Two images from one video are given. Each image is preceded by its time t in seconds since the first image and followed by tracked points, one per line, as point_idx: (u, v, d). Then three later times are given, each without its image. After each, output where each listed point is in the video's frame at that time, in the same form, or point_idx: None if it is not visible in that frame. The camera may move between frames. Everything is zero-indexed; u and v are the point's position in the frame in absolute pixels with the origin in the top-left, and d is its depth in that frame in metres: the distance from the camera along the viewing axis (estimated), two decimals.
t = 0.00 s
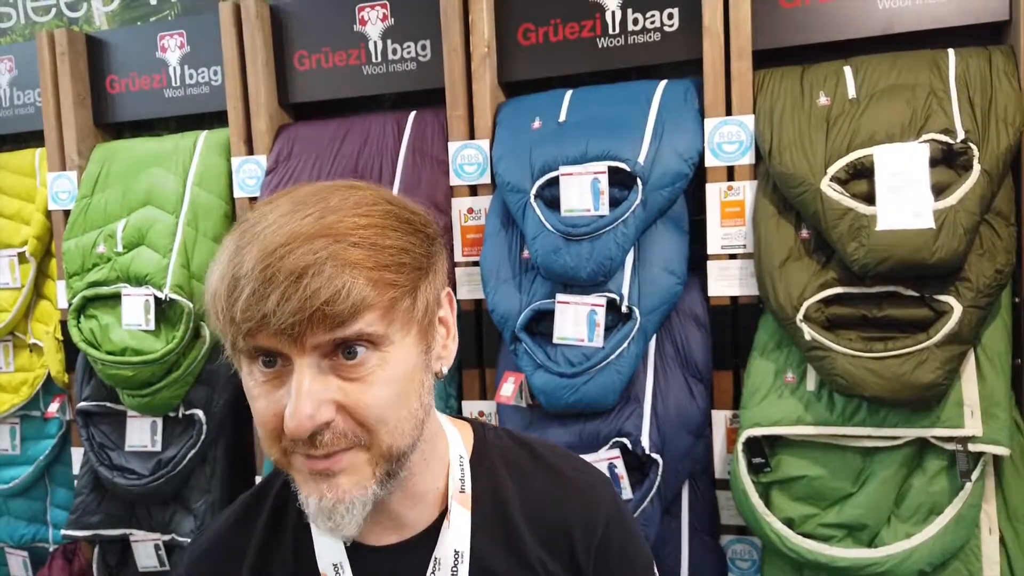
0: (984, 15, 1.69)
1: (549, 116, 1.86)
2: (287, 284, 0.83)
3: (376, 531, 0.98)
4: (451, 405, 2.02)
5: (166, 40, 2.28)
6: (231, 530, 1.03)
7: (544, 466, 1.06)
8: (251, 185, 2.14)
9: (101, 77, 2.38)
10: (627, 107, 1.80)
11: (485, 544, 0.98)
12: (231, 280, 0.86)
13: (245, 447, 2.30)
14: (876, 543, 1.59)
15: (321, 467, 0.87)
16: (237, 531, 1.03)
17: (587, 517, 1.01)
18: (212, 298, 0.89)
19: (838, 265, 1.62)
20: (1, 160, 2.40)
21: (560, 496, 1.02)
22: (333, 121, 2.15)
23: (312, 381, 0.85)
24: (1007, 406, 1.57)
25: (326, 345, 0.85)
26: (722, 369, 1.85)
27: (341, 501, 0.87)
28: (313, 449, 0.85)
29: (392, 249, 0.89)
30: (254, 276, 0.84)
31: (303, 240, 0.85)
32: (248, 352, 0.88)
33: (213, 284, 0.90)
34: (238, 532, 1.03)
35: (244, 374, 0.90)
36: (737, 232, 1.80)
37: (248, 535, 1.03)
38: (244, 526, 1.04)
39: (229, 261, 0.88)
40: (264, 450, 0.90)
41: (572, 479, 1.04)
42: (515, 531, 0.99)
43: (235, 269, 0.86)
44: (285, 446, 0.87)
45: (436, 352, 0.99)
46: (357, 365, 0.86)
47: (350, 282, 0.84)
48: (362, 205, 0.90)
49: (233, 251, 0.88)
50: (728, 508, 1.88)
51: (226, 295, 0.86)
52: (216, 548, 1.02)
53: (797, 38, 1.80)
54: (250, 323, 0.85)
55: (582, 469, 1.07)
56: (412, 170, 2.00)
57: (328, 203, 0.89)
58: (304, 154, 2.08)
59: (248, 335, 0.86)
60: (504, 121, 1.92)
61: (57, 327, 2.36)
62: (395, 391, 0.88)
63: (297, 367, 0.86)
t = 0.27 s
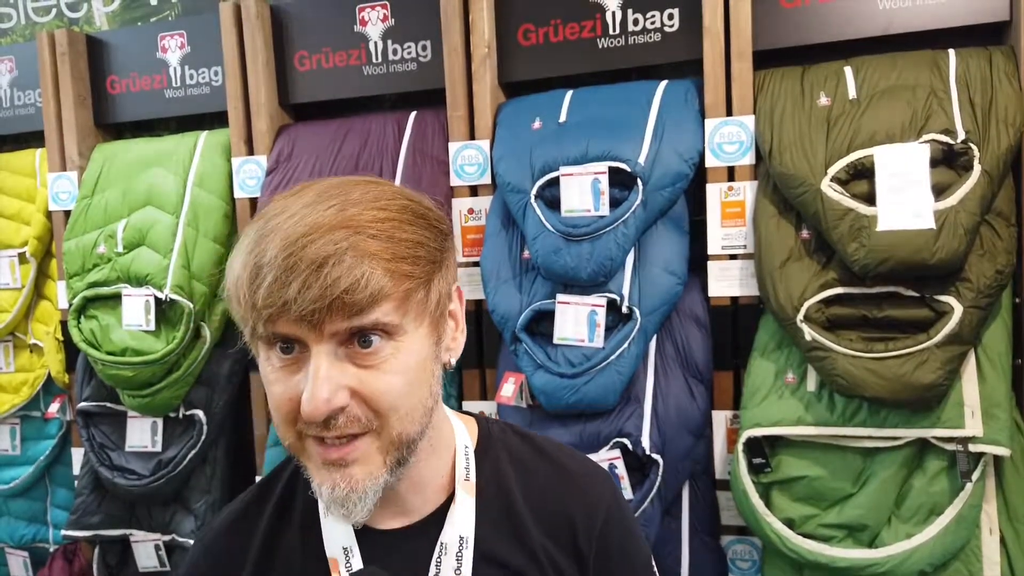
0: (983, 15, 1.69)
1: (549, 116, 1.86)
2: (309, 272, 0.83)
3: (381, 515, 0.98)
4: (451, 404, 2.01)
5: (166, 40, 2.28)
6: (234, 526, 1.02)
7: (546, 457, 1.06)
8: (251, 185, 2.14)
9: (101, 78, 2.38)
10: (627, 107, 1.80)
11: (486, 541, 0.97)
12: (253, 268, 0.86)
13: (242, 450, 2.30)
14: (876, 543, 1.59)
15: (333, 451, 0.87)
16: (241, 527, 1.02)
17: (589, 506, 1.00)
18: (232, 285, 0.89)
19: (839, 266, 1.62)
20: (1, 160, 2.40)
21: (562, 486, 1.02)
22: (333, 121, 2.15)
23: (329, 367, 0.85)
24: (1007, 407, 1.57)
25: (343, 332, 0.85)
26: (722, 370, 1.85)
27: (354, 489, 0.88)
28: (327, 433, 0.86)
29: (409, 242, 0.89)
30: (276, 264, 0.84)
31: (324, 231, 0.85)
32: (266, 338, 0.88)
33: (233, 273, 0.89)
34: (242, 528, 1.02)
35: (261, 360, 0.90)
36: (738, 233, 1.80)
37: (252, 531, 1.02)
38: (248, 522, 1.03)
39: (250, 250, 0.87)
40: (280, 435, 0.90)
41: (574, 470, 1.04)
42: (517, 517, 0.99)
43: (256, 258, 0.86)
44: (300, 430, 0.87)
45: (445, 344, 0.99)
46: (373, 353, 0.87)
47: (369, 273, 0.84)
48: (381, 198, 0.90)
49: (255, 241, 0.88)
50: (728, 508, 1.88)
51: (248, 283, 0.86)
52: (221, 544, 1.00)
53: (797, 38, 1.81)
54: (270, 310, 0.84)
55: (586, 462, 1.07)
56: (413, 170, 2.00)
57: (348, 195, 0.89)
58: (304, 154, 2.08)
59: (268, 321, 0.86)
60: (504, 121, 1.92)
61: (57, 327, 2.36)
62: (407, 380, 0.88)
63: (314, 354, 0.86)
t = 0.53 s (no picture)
0: (981, 17, 1.70)
1: (548, 118, 1.86)
2: (314, 266, 0.84)
3: (375, 508, 0.97)
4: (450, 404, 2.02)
5: (166, 42, 2.28)
6: (234, 523, 1.02)
7: (542, 454, 1.06)
8: (250, 187, 2.14)
9: (100, 79, 2.38)
10: (626, 109, 1.80)
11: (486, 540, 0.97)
12: (259, 260, 0.86)
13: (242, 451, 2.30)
14: (874, 545, 1.59)
15: (328, 443, 0.87)
16: (240, 524, 1.02)
17: (582, 501, 1.01)
18: (239, 276, 0.89)
19: (837, 268, 1.62)
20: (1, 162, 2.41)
21: (556, 481, 1.02)
22: (332, 123, 2.15)
23: (328, 361, 0.85)
24: (1005, 409, 1.57)
25: (344, 327, 0.86)
26: (722, 372, 1.85)
27: (346, 481, 0.87)
28: (321, 426, 0.86)
29: (413, 241, 0.89)
30: (283, 257, 0.85)
31: (331, 226, 0.86)
32: (268, 330, 0.88)
33: (240, 264, 0.90)
34: (242, 525, 1.01)
35: (263, 352, 0.90)
36: (736, 234, 1.80)
37: (252, 527, 1.01)
38: (248, 518, 1.02)
39: (258, 242, 0.88)
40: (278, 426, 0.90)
41: (568, 466, 1.04)
42: (512, 514, 0.99)
43: (263, 251, 0.86)
44: (296, 421, 0.87)
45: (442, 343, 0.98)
46: (372, 348, 0.87)
47: (372, 269, 0.85)
48: (388, 197, 0.91)
49: (263, 234, 0.88)
50: (727, 509, 1.88)
51: (254, 274, 0.86)
52: (222, 542, 1.00)
53: (795, 40, 1.81)
54: (274, 302, 0.85)
55: (580, 460, 1.07)
56: (412, 171, 2.00)
57: (356, 193, 0.89)
58: (303, 156, 2.08)
59: (271, 313, 0.86)
60: (503, 123, 1.92)
61: (57, 328, 2.36)
62: (404, 377, 0.88)
63: (315, 347, 0.86)
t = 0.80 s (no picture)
0: (980, 18, 1.70)
1: (547, 119, 1.86)
2: (328, 273, 0.82)
3: (375, 505, 0.98)
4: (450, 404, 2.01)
5: (165, 44, 2.28)
6: (235, 522, 1.02)
7: (540, 453, 1.06)
8: (249, 189, 2.14)
9: (99, 81, 2.38)
10: (625, 110, 1.80)
11: (484, 542, 0.97)
12: (273, 261, 0.85)
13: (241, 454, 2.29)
14: (874, 546, 1.59)
15: (331, 444, 0.88)
16: (241, 523, 1.02)
17: (580, 499, 1.00)
18: (250, 273, 0.88)
19: (836, 269, 1.62)
20: None
21: (553, 479, 1.02)
22: (330, 124, 2.15)
23: (334, 364, 0.85)
24: (1005, 409, 1.57)
25: (352, 333, 0.85)
26: (722, 373, 1.86)
27: (347, 483, 0.88)
28: (325, 427, 0.86)
29: (427, 253, 0.88)
30: (297, 261, 0.83)
31: (348, 234, 0.84)
32: (276, 328, 0.88)
33: (252, 261, 0.88)
34: (243, 524, 1.02)
35: (269, 347, 0.90)
36: (735, 235, 1.80)
37: (252, 526, 1.02)
38: (248, 516, 1.02)
39: (272, 243, 0.86)
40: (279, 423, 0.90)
41: (566, 464, 1.04)
42: (511, 512, 0.99)
43: (277, 252, 0.85)
44: (299, 420, 0.87)
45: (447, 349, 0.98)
46: (378, 355, 0.87)
47: (386, 280, 0.84)
48: (405, 206, 0.89)
49: (278, 233, 0.86)
50: (727, 511, 1.87)
51: (267, 274, 0.85)
52: (222, 541, 1.01)
53: (794, 41, 1.81)
54: (286, 303, 0.84)
55: (578, 458, 1.07)
56: (411, 173, 2.00)
57: (374, 200, 0.88)
58: (302, 158, 2.08)
59: (281, 313, 0.85)
60: (502, 124, 1.92)
61: (56, 330, 2.35)
62: (408, 385, 0.89)
63: (322, 349, 0.86)
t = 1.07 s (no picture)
0: (979, 20, 1.70)
1: (548, 121, 1.87)
2: (349, 266, 0.84)
3: (384, 503, 0.98)
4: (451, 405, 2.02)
5: (166, 46, 2.29)
6: (242, 519, 1.02)
7: (547, 454, 1.06)
8: (251, 190, 2.14)
9: (101, 83, 2.38)
10: (626, 111, 1.81)
11: (487, 542, 0.97)
12: (293, 255, 0.86)
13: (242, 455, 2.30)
14: (875, 546, 1.60)
15: (347, 436, 0.87)
16: (248, 520, 1.02)
17: (587, 501, 1.01)
18: (270, 267, 0.89)
19: (837, 270, 1.63)
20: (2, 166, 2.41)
21: (561, 481, 1.02)
22: (332, 126, 2.16)
23: (353, 357, 0.86)
24: (1005, 410, 1.57)
25: (371, 326, 0.86)
26: (722, 374, 1.86)
27: (358, 474, 0.88)
28: (341, 419, 0.87)
29: (445, 248, 0.89)
30: (319, 255, 0.84)
31: (369, 228, 0.85)
32: (295, 322, 0.88)
33: (272, 256, 0.89)
34: (250, 520, 1.02)
35: (287, 342, 0.91)
36: (736, 236, 1.80)
37: (260, 523, 1.02)
38: (256, 513, 1.03)
39: (293, 237, 0.87)
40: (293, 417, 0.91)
41: (572, 466, 1.04)
42: (518, 513, 0.99)
43: (298, 247, 0.86)
44: (316, 413, 0.88)
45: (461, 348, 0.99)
46: (396, 349, 0.87)
47: (405, 273, 0.85)
48: (424, 203, 0.91)
49: (299, 228, 0.88)
50: (727, 511, 1.88)
51: (288, 268, 0.86)
52: (230, 537, 1.02)
53: (794, 43, 1.81)
54: (307, 297, 0.85)
55: (583, 459, 1.07)
56: (412, 175, 2.01)
57: (393, 196, 0.89)
58: (304, 160, 2.09)
59: (302, 307, 0.86)
60: (503, 126, 1.93)
61: (58, 331, 2.36)
62: (424, 378, 0.89)
63: (341, 342, 0.87)
